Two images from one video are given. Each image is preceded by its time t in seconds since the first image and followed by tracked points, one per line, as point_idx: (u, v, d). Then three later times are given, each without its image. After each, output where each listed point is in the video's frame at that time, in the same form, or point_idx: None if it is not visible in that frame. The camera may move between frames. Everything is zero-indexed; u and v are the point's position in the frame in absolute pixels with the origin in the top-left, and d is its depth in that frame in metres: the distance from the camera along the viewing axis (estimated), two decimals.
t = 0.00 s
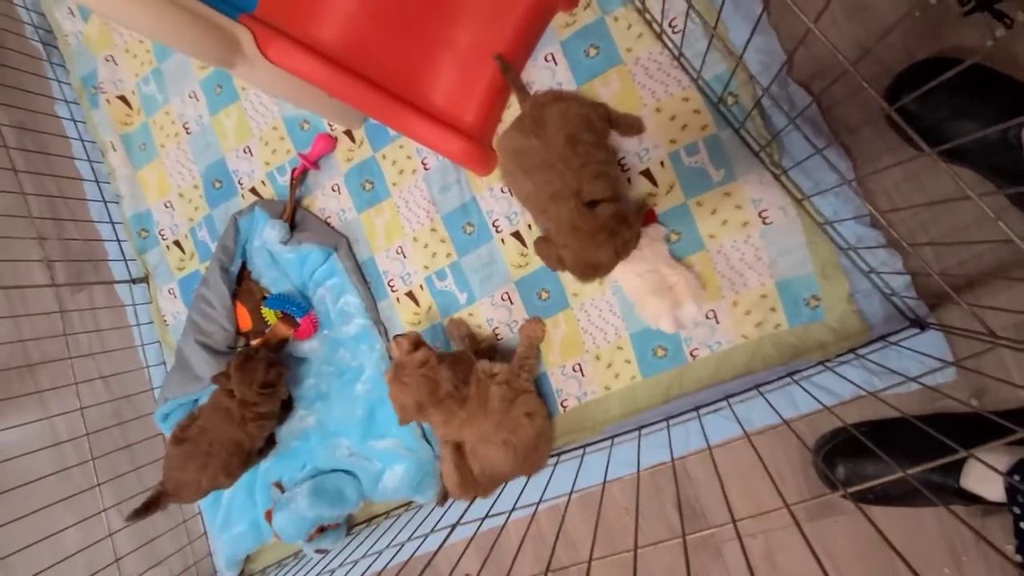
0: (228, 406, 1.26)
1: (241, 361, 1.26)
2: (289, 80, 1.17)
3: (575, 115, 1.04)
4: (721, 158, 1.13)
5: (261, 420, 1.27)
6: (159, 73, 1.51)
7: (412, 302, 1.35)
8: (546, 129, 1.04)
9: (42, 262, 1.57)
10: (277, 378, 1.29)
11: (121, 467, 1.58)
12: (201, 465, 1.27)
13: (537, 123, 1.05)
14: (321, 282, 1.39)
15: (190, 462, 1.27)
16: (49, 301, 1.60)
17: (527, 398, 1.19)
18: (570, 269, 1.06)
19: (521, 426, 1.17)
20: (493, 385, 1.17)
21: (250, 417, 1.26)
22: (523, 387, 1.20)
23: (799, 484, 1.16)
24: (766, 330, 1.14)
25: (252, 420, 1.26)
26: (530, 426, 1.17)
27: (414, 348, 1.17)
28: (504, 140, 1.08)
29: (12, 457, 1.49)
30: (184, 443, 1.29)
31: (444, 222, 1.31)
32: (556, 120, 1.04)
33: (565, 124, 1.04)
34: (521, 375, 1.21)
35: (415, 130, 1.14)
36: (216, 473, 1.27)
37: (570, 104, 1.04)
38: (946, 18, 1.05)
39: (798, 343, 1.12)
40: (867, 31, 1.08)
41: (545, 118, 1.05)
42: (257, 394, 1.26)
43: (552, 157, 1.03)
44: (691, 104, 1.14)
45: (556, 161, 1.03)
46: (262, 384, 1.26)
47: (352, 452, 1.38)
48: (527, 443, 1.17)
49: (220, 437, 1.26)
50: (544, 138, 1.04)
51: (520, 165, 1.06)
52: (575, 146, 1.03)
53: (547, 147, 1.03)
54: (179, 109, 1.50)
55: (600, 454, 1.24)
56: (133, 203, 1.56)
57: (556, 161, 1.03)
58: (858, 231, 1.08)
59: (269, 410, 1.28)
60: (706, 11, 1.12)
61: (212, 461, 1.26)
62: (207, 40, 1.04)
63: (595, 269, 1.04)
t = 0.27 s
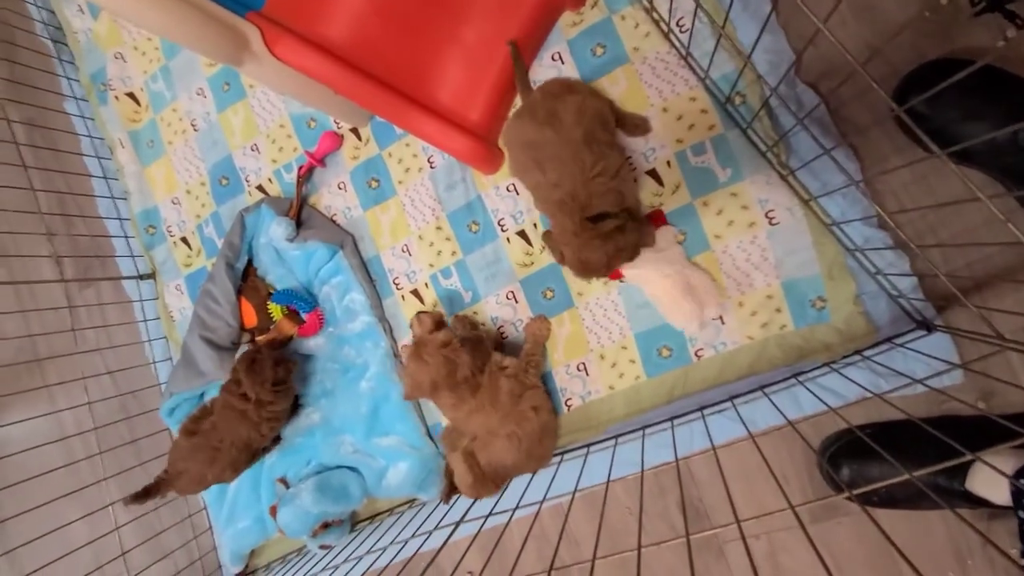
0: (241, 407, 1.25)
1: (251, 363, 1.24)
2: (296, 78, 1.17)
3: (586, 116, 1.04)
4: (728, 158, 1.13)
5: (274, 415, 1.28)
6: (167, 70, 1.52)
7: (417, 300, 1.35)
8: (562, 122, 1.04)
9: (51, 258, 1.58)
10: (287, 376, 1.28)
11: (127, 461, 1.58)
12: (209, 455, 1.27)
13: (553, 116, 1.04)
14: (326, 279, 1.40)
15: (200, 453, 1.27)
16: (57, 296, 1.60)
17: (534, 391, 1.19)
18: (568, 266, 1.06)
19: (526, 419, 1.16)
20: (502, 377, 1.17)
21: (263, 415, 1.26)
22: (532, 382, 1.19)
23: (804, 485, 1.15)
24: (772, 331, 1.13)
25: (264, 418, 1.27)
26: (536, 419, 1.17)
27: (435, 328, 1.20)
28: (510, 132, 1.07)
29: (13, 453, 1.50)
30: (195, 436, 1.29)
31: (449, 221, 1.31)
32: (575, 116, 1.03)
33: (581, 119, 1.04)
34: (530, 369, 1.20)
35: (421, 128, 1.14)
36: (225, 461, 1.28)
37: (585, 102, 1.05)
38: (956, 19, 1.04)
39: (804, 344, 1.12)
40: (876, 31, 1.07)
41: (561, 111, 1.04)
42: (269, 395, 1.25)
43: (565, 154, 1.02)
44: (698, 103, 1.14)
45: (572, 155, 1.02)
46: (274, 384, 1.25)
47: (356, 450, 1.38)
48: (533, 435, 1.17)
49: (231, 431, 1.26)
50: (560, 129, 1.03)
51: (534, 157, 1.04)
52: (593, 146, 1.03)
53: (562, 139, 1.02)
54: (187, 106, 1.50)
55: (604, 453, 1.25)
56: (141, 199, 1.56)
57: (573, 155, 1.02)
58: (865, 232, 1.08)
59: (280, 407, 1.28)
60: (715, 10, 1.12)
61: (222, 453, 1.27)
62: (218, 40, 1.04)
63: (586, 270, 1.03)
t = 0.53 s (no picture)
0: (245, 399, 1.27)
1: (248, 355, 1.27)
2: (303, 82, 1.18)
3: (587, 114, 1.04)
4: (731, 162, 1.13)
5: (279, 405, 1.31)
6: (176, 72, 1.53)
7: (421, 302, 1.36)
8: (566, 123, 1.03)
9: (61, 257, 1.59)
10: (285, 364, 1.32)
11: (134, 459, 1.60)
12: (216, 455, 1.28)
13: (555, 117, 1.04)
14: (332, 281, 1.41)
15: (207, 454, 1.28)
16: (66, 296, 1.60)
17: (535, 398, 1.19)
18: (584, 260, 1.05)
19: (525, 426, 1.17)
20: (504, 384, 1.17)
21: (268, 405, 1.29)
22: (532, 386, 1.20)
23: (804, 490, 1.16)
24: (774, 336, 1.13)
25: (270, 407, 1.29)
26: (535, 425, 1.17)
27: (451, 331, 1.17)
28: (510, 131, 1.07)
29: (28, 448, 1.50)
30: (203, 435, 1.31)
31: (453, 223, 1.32)
32: (577, 116, 1.03)
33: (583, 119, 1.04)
34: (531, 373, 1.21)
35: (426, 131, 1.14)
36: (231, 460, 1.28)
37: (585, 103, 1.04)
38: (961, 26, 1.04)
39: (806, 349, 1.12)
40: (880, 38, 1.07)
41: (564, 111, 1.04)
42: (269, 381, 1.28)
43: (569, 154, 1.02)
44: (702, 109, 1.14)
45: (579, 154, 1.02)
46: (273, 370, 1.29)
47: (360, 450, 1.39)
48: (532, 440, 1.17)
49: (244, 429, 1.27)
50: (563, 129, 1.03)
51: (538, 159, 1.04)
52: (597, 144, 1.03)
53: (566, 139, 1.02)
54: (196, 108, 1.52)
55: (606, 456, 1.24)
56: (150, 200, 1.58)
57: (576, 156, 1.02)
58: (867, 238, 1.08)
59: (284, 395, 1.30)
60: (719, 16, 1.12)
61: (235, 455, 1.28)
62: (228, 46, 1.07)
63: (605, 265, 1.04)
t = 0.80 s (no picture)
0: (230, 409, 1.26)
1: (223, 364, 1.26)
2: (301, 90, 1.18)
3: (588, 122, 1.02)
4: (731, 171, 1.12)
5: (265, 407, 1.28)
6: (174, 78, 1.53)
7: (419, 309, 1.35)
8: (566, 130, 1.02)
9: (59, 264, 1.59)
10: (264, 366, 1.29)
11: (133, 466, 1.59)
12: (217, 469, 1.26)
13: (556, 122, 1.02)
14: (330, 288, 1.40)
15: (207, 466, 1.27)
16: (65, 304, 1.60)
17: (534, 409, 1.18)
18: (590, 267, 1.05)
19: (525, 439, 1.16)
20: (504, 394, 1.16)
21: (252, 410, 1.27)
22: (532, 396, 1.19)
23: (805, 503, 1.14)
24: (774, 347, 1.12)
25: (255, 411, 1.27)
26: (536, 437, 1.17)
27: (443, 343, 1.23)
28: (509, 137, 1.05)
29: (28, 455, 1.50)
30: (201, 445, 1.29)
31: (452, 231, 1.31)
32: (577, 123, 1.02)
33: (584, 125, 1.02)
34: (530, 383, 1.20)
35: (424, 139, 1.14)
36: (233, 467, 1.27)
37: (587, 111, 1.02)
38: (964, 34, 1.03)
39: (806, 360, 1.11)
40: (882, 46, 1.06)
41: (564, 118, 1.02)
42: (247, 386, 1.26)
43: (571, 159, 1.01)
44: (702, 117, 1.13)
45: (576, 162, 1.01)
46: (251, 375, 1.27)
47: (358, 457, 1.39)
48: (534, 451, 1.17)
49: (239, 439, 1.26)
50: (563, 135, 1.01)
51: (538, 165, 1.03)
52: (596, 150, 1.02)
53: (565, 146, 1.01)
54: (194, 115, 1.51)
55: (604, 467, 1.24)
56: (148, 206, 1.58)
57: (575, 163, 1.01)
58: (869, 249, 1.07)
59: (266, 399, 1.28)
60: (718, 24, 1.11)
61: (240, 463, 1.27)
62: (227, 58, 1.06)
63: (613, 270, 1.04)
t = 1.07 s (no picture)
0: (188, 412, 1.24)
1: (175, 366, 1.24)
2: (290, 87, 1.15)
3: (581, 127, 0.99)
4: (730, 172, 1.09)
5: (221, 413, 1.23)
6: (165, 77, 1.50)
7: (412, 312, 1.32)
8: (556, 133, 0.98)
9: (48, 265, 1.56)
10: (215, 375, 1.23)
11: (123, 470, 1.56)
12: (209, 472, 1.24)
13: (546, 126, 0.98)
14: (321, 290, 1.37)
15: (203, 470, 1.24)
16: (53, 305, 1.58)
17: (527, 410, 1.16)
18: (601, 270, 1.02)
19: (521, 439, 1.14)
20: (493, 398, 1.13)
21: (206, 415, 1.23)
22: (525, 400, 1.16)
23: (805, 510, 1.12)
24: (774, 351, 1.10)
25: (210, 417, 1.23)
26: (531, 439, 1.14)
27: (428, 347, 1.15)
28: (499, 135, 1.01)
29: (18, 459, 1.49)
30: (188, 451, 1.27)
31: (445, 232, 1.28)
32: (567, 127, 0.98)
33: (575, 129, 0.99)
34: (523, 387, 1.17)
35: (416, 138, 1.10)
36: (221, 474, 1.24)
37: (579, 116, 0.99)
38: (970, 31, 1.00)
39: (807, 365, 1.08)
40: (886, 43, 1.04)
41: (556, 122, 0.98)
42: (195, 393, 1.22)
43: (560, 165, 0.98)
44: (701, 116, 1.10)
45: (566, 167, 0.98)
46: (197, 384, 1.22)
47: (350, 462, 1.36)
48: (528, 456, 1.14)
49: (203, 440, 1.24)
50: (553, 139, 0.98)
51: (528, 168, 0.99)
52: (586, 155, 0.99)
53: (555, 150, 0.98)
54: (185, 113, 1.49)
55: (600, 473, 1.21)
56: (138, 206, 1.55)
57: (564, 167, 0.98)
58: (871, 251, 1.04)
59: (216, 406, 1.23)
60: (717, 20, 1.09)
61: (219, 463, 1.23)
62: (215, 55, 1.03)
63: (627, 260, 1.02)
